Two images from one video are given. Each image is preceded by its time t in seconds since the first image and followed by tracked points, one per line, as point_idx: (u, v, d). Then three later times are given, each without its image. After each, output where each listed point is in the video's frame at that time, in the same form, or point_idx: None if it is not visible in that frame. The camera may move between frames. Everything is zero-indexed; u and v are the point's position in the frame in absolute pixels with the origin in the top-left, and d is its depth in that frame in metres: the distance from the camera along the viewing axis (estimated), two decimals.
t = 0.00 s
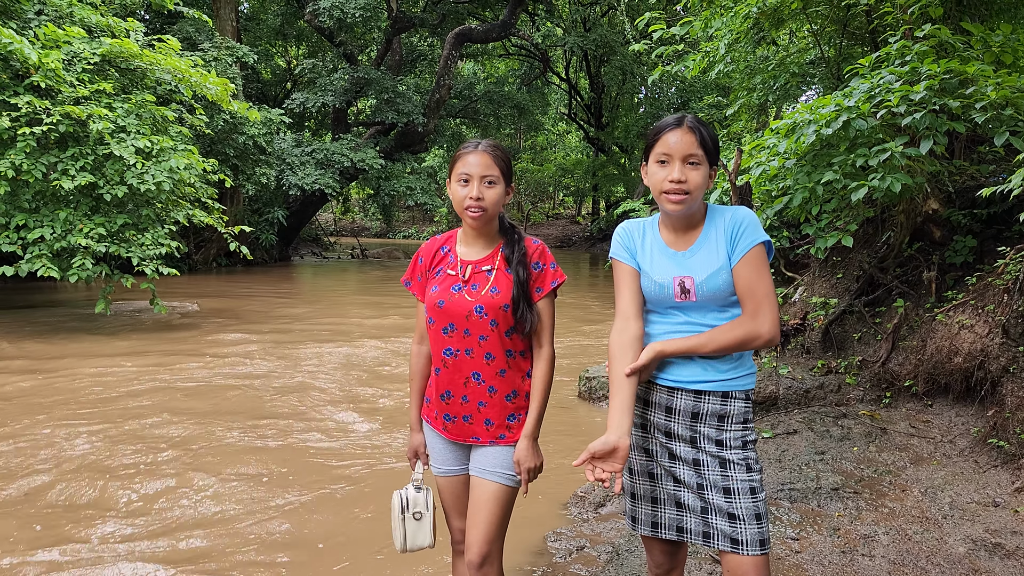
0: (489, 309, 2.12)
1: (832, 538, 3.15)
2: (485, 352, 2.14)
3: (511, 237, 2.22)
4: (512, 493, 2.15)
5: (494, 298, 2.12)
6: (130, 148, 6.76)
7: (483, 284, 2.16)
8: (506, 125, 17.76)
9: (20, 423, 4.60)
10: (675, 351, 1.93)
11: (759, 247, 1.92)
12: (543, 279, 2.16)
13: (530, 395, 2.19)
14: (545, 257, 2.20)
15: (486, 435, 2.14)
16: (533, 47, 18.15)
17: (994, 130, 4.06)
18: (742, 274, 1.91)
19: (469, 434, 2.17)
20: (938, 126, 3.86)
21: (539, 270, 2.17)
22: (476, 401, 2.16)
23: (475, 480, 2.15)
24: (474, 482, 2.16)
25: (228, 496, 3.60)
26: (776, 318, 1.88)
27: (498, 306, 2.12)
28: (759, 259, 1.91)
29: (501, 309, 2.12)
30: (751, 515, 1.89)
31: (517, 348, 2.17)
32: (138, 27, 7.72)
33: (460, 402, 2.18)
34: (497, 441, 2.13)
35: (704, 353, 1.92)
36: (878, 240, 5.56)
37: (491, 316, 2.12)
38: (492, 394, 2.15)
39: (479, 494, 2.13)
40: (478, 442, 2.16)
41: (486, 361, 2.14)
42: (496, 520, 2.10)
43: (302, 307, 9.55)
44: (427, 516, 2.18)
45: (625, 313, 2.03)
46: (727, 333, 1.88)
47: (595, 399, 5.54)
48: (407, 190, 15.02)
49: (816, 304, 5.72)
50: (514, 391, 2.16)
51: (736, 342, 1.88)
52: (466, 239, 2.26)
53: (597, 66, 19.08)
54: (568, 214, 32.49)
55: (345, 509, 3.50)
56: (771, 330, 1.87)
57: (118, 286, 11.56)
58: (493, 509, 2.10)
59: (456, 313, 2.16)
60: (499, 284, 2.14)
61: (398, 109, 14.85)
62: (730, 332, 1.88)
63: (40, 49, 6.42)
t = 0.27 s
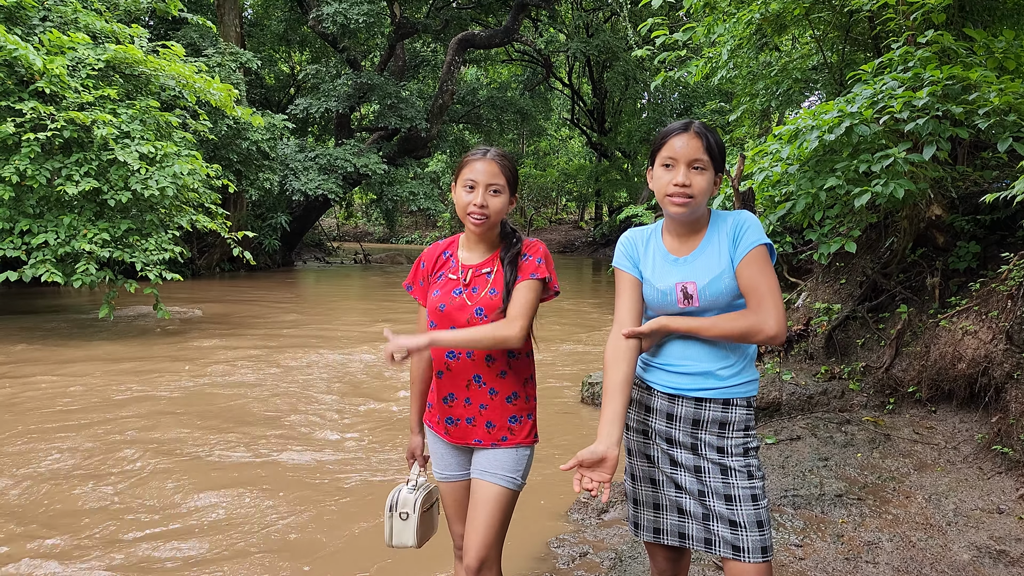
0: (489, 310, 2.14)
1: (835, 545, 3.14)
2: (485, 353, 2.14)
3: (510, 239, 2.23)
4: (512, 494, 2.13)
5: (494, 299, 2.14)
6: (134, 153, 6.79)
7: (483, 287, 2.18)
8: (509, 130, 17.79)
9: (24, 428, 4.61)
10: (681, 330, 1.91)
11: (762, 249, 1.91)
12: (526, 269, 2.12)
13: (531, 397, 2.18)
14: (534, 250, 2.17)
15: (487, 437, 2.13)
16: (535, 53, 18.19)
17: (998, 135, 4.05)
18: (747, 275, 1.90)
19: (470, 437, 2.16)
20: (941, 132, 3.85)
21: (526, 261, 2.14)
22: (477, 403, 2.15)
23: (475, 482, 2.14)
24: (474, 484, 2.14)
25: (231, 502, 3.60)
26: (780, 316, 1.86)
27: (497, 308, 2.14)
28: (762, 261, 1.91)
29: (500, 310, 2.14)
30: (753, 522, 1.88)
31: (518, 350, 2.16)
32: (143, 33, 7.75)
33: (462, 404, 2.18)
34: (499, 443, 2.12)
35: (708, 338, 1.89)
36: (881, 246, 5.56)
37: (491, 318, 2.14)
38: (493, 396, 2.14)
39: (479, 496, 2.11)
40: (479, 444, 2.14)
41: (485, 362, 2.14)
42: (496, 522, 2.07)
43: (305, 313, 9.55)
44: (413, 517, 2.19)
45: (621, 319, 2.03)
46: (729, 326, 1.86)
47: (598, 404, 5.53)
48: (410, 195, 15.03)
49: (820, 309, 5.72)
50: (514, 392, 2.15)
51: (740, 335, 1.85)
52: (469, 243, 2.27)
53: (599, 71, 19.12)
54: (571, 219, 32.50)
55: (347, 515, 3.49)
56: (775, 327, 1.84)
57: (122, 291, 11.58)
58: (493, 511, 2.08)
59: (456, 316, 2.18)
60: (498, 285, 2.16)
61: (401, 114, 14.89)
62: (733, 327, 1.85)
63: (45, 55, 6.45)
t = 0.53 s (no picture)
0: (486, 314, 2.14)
1: (837, 550, 3.13)
2: (480, 357, 2.14)
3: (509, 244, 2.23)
4: (506, 496, 2.10)
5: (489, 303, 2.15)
6: (136, 157, 6.79)
7: (482, 292, 2.18)
8: (510, 135, 17.81)
9: (25, 431, 4.61)
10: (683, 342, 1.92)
11: (765, 256, 1.91)
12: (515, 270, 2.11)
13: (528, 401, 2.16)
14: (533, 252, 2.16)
15: (483, 441, 2.13)
16: (536, 57, 18.23)
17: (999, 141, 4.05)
18: (749, 282, 1.90)
19: (467, 440, 2.15)
20: (942, 138, 3.86)
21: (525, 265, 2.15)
22: (473, 407, 2.14)
23: (469, 483, 2.11)
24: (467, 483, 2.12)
25: (230, 506, 3.59)
26: (782, 324, 1.86)
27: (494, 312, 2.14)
28: (765, 267, 1.90)
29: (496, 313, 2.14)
30: (753, 528, 1.89)
31: (515, 354, 2.15)
32: (145, 37, 7.77)
33: (458, 408, 2.17)
34: (494, 446, 2.11)
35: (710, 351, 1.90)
36: (882, 251, 5.57)
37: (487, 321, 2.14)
38: (488, 399, 2.13)
39: (472, 496, 2.08)
40: (476, 448, 2.13)
41: (482, 366, 2.13)
42: (488, 523, 2.06)
43: (306, 317, 9.56)
44: (418, 517, 2.20)
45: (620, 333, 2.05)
46: (731, 337, 1.87)
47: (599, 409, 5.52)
48: (411, 200, 15.04)
49: (821, 315, 5.72)
50: (510, 396, 2.13)
51: (741, 346, 1.86)
52: (470, 249, 2.28)
53: (600, 76, 19.17)
54: (572, 223, 32.51)
55: (347, 519, 3.48)
56: (777, 336, 1.84)
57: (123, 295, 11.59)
58: (485, 511, 2.06)
59: (453, 320, 2.19)
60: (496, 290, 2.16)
61: (402, 119, 14.92)
62: (734, 335, 1.86)
63: (47, 59, 6.47)
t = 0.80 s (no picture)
0: (487, 321, 2.15)
1: (838, 555, 3.12)
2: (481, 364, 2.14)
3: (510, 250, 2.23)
4: (497, 506, 2.10)
5: (492, 311, 2.15)
6: (137, 160, 6.80)
7: (483, 298, 2.19)
8: (511, 138, 17.83)
9: (25, 434, 4.61)
10: (679, 353, 1.94)
11: (766, 268, 1.89)
12: (537, 287, 2.13)
13: (528, 407, 2.14)
14: (542, 265, 2.17)
15: (481, 445, 2.13)
16: (537, 61, 18.26)
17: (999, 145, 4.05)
18: (749, 293, 1.89)
19: (467, 444, 2.16)
20: (943, 142, 3.86)
21: (534, 278, 2.14)
22: (474, 412, 2.16)
23: (461, 491, 2.11)
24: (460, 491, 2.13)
25: (229, 510, 3.58)
26: (779, 342, 1.86)
27: (496, 319, 2.15)
28: (765, 279, 1.89)
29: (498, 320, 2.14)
30: (754, 532, 1.88)
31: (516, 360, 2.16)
32: (146, 41, 7.79)
33: (458, 413, 2.17)
34: (491, 450, 2.11)
35: (705, 362, 1.91)
36: (883, 255, 5.57)
37: (489, 328, 2.15)
38: (488, 404, 2.14)
39: (465, 505, 2.09)
40: (475, 452, 2.14)
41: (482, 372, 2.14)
42: (479, 533, 2.07)
43: (307, 320, 9.55)
44: (421, 525, 2.20)
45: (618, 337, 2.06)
46: (725, 349, 1.87)
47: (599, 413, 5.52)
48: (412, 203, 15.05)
49: (821, 319, 5.72)
50: (509, 401, 2.13)
51: (735, 359, 1.87)
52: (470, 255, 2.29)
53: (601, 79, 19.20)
54: (573, 227, 32.52)
55: (347, 523, 3.48)
56: (772, 352, 1.84)
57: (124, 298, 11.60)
58: (476, 521, 2.07)
59: (454, 326, 2.19)
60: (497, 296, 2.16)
61: (403, 122, 14.94)
62: (732, 347, 1.87)
63: (48, 63, 6.48)
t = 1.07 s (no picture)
0: (484, 333, 2.13)
1: (838, 559, 3.12)
2: (475, 376, 2.15)
3: (512, 262, 2.22)
4: (494, 516, 2.11)
5: (488, 323, 2.14)
6: (138, 163, 6.81)
7: (481, 309, 2.18)
8: (511, 141, 17.85)
9: (26, 436, 4.61)
10: (678, 359, 1.94)
11: (766, 272, 1.89)
12: (540, 305, 2.12)
13: (520, 420, 2.14)
14: (545, 284, 2.16)
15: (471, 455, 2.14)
16: (538, 64, 18.29)
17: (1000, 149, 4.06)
18: (748, 297, 1.88)
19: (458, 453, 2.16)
20: (944, 145, 3.86)
21: (537, 296, 2.14)
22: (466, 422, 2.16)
23: (457, 502, 2.12)
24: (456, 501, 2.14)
25: (229, 512, 3.58)
26: (777, 344, 1.84)
27: (493, 332, 2.13)
28: (765, 283, 1.88)
29: (494, 333, 2.13)
30: (753, 535, 1.88)
31: (510, 373, 2.15)
32: (148, 43, 7.81)
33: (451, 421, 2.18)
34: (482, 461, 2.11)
35: (703, 366, 1.91)
36: (883, 258, 5.58)
37: (485, 341, 2.13)
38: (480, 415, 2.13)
39: (460, 516, 2.10)
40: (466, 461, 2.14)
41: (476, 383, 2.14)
42: (474, 543, 2.08)
43: (307, 323, 9.55)
44: (386, 525, 2.28)
45: (621, 338, 2.09)
46: (723, 354, 1.87)
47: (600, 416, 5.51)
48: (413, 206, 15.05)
49: (822, 322, 5.72)
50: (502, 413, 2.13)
51: (732, 365, 1.86)
52: (472, 263, 2.29)
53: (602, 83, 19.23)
54: (574, 230, 32.52)
55: (346, 526, 3.47)
56: (769, 355, 1.83)
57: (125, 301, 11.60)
58: (473, 533, 2.08)
59: (451, 336, 2.19)
60: (495, 309, 2.15)
61: (404, 125, 14.96)
62: (728, 351, 1.86)
63: (50, 65, 6.49)
